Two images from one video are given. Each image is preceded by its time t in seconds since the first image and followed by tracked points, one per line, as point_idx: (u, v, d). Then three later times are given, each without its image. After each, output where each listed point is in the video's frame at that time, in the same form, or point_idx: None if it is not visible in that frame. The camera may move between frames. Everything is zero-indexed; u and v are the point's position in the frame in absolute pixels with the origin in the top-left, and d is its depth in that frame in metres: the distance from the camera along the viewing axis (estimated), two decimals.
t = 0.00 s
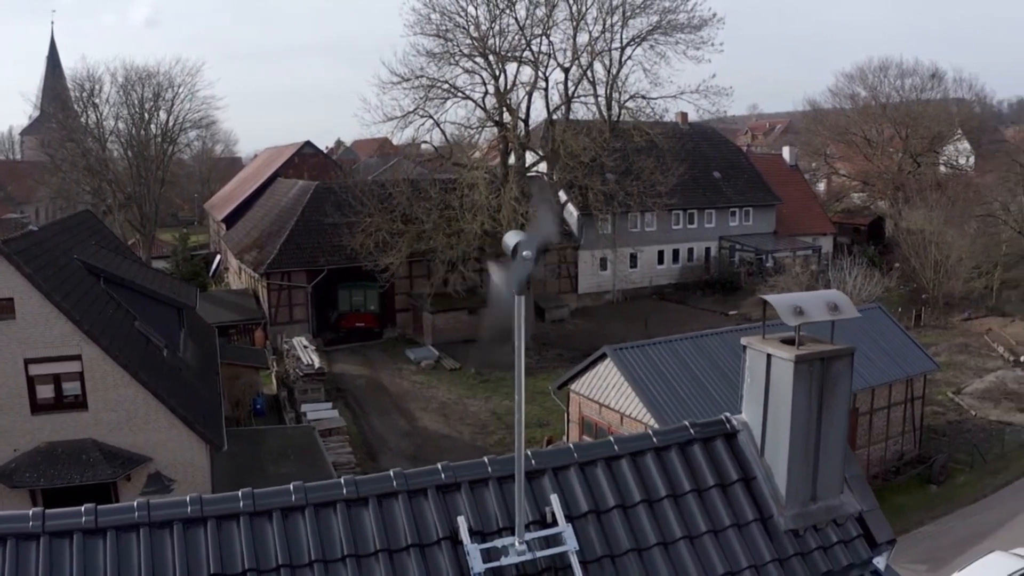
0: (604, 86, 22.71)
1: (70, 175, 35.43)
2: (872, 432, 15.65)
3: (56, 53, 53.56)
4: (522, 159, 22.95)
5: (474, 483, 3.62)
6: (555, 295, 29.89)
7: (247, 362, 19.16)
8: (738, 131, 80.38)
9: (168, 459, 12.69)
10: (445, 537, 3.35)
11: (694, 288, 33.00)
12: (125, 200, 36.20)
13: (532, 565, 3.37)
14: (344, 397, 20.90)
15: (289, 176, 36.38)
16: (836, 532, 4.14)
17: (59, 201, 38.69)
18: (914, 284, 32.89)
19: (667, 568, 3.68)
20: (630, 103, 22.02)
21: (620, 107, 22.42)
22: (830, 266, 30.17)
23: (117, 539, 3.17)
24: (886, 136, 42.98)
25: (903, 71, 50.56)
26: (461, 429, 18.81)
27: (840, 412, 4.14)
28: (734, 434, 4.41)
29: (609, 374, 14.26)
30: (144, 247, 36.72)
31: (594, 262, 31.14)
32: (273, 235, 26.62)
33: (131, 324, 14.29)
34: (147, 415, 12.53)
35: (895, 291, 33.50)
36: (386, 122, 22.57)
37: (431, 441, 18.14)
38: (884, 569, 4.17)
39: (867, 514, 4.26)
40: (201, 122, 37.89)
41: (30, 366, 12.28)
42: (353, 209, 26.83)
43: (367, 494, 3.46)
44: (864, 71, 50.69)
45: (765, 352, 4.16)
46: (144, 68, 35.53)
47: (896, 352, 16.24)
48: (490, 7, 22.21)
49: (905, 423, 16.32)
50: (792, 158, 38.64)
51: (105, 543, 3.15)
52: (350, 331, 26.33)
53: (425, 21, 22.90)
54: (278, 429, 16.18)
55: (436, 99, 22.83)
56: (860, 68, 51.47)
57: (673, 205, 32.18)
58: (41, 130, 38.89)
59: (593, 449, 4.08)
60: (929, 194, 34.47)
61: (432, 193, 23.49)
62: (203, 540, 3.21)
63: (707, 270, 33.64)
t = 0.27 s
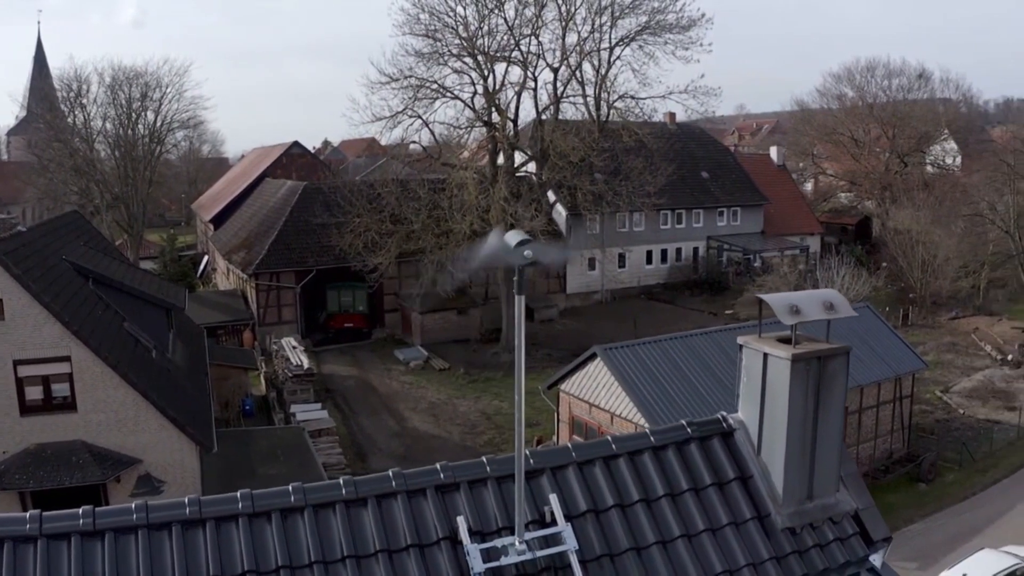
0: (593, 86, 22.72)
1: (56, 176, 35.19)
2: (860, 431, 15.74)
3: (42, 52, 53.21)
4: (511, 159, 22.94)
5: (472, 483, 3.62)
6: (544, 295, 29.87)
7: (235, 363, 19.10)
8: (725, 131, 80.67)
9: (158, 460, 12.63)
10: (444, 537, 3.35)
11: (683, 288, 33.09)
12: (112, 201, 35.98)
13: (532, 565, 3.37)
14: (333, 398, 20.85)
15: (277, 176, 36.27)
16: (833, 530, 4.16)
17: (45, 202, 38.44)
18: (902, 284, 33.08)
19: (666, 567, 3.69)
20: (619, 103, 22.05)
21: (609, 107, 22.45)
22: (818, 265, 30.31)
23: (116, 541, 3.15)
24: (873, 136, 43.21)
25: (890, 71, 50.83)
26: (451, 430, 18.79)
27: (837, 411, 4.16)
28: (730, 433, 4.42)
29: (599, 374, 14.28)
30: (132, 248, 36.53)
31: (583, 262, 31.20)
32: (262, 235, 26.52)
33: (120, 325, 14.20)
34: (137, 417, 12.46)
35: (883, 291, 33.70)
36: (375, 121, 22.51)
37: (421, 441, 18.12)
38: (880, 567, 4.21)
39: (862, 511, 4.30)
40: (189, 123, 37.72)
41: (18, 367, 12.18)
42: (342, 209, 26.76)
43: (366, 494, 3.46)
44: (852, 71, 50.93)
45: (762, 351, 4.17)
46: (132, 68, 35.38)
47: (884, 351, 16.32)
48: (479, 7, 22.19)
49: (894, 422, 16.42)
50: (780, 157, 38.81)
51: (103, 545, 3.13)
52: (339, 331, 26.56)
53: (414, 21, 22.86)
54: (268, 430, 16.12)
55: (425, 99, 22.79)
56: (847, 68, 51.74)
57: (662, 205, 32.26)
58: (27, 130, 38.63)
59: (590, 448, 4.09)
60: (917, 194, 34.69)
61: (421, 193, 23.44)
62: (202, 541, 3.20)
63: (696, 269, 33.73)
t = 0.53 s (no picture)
0: (580, 86, 22.76)
1: (40, 176, 34.91)
2: (847, 430, 15.84)
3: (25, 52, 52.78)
4: (497, 159, 22.93)
5: (470, 483, 3.62)
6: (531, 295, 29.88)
7: (222, 364, 19.02)
8: (711, 131, 81.01)
9: (146, 462, 12.57)
10: (442, 538, 3.35)
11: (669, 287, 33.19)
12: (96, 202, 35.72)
13: (530, 565, 3.37)
14: (321, 399, 20.79)
15: (263, 176, 36.14)
16: (828, 528, 4.18)
17: (29, 202, 38.13)
18: (887, 283, 33.30)
19: (663, 566, 3.70)
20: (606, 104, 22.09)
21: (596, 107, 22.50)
22: (804, 265, 30.48)
23: (112, 545, 3.13)
24: (858, 136, 43.49)
25: (875, 71, 51.16)
26: (439, 430, 18.77)
27: (832, 409, 4.19)
28: (725, 432, 4.44)
29: (587, 374, 14.30)
30: (117, 248, 36.30)
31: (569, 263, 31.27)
32: (248, 235, 26.42)
33: (106, 326, 14.10)
34: (125, 419, 12.39)
35: (869, 290, 33.92)
36: (361, 122, 22.46)
37: (409, 442, 18.09)
38: (875, 565, 4.24)
39: (856, 509, 4.33)
40: (175, 123, 37.53)
41: (4, 369, 12.05)
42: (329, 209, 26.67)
43: (363, 495, 3.45)
44: (837, 72, 51.24)
45: (756, 350, 4.20)
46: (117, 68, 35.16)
47: (871, 350, 16.42)
48: (465, 7, 22.17)
49: (881, 420, 16.53)
50: (765, 157, 39.00)
51: (99, 548, 3.11)
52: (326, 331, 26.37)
53: (401, 20, 22.81)
54: (256, 431, 16.05)
55: (412, 99, 22.76)
56: (832, 68, 52.06)
57: (648, 205, 32.36)
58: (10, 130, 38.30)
59: (587, 448, 4.10)
60: (902, 193, 34.95)
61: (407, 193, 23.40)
62: (199, 543, 3.19)
63: (682, 269, 33.83)
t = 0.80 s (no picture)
0: (570, 86, 22.79)
1: (28, 177, 34.69)
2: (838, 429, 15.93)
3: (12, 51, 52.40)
4: (488, 159, 22.92)
5: (469, 483, 3.62)
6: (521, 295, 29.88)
7: (212, 365, 18.95)
8: (700, 131, 81.24)
9: (137, 464, 12.51)
10: (443, 538, 3.35)
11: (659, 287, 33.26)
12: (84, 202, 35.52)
13: (531, 565, 3.37)
14: (312, 399, 20.75)
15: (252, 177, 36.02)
16: (825, 526, 4.20)
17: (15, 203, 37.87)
18: (877, 283, 33.45)
19: (661, 566, 3.71)
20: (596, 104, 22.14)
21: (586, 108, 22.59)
22: (794, 264, 30.60)
23: (112, 548, 3.11)
24: (847, 136, 43.67)
25: (864, 71, 51.39)
26: (431, 430, 18.75)
27: (828, 408, 4.20)
28: (722, 431, 4.46)
29: (579, 374, 14.32)
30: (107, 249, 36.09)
31: (560, 263, 31.27)
32: (238, 236, 26.33)
33: (97, 327, 14.03)
34: (116, 421, 12.33)
35: (858, 289, 34.08)
36: (352, 122, 22.42)
37: (400, 442, 18.08)
38: (871, 563, 4.26)
39: (854, 507, 4.34)
40: (164, 124, 37.39)
41: None
42: (319, 210, 26.61)
43: (363, 496, 3.44)
44: (827, 72, 51.45)
45: (754, 349, 4.22)
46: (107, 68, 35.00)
47: (863, 350, 16.50)
48: (456, 7, 22.14)
49: (872, 419, 16.61)
50: (755, 157, 39.13)
51: (98, 551, 3.09)
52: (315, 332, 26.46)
53: (391, 21, 22.78)
54: (246, 432, 16.00)
55: (402, 99, 22.74)
56: (822, 69, 52.29)
57: (638, 205, 32.41)
58: None
59: (585, 447, 4.10)
60: (892, 194, 35.12)
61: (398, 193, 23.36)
62: (198, 546, 3.17)
63: (672, 269, 33.90)
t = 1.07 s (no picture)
0: (561, 86, 22.81)
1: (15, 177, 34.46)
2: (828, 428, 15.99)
3: None
4: (478, 159, 22.89)
5: (469, 484, 3.62)
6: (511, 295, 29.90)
7: (202, 366, 18.90)
8: (688, 131, 81.48)
9: (128, 466, 12.46)
10: (443, 539, 3.34)
11: (649, 287, 33.33)
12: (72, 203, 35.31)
13: (532, 565, 3.37)
14: (302, 400, 20.71)
15: (242, 177, 35.92)
16: (823, 524, 4.22)
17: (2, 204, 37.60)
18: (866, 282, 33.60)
19: (661, 564, 3.71)
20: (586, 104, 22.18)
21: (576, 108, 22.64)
22: (783, 264, 30.72)
23: (111, 550, 3.09)
24: (835, 136, 43.85)
25: (853, 71, 51.64)
26: (422, 431, 18.74)
27: (826, 406, 4.22)
28: (721, 430, 4.46)
29: (571, 374, 14.33)
30: (96, 250, 35.92)
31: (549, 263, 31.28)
32: (228, 236, 26.22)
33: (87, 328, 13.95)
34: (107, 422, 12.26)
35: (847, 289, 34.23)
36: (342, 122, 22.37)
37: (391, 443, 18.05)
38: (870, 561, 4.28)
39: (851, 506, 4.36)
40: (153, 124, 37.25)
41: None
42: (309, 210, 26.54)
43: (363, 497, 3.43)
44: (815, 72, 51.69)
45: (752, 348, 4.24)
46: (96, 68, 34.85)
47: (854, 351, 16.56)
48: (445, 7, 22.12)
49: (862, 418, 16.69)
50: (744, 157, 39.26)
51: (98, 553, 3.07)
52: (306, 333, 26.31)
53: (381, 21, 22.75)
54: (237, 433, 15.96)
55: (392, 99, 22.71)
56: (810, 69, 52.52)
57: (628, 205, 32.48)
58: None
59: (585, 447, 4.11)
60: (881, 194, 35.30)
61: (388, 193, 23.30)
62: (199, 547, 3.16)
63: (661, 269, 33.96)
